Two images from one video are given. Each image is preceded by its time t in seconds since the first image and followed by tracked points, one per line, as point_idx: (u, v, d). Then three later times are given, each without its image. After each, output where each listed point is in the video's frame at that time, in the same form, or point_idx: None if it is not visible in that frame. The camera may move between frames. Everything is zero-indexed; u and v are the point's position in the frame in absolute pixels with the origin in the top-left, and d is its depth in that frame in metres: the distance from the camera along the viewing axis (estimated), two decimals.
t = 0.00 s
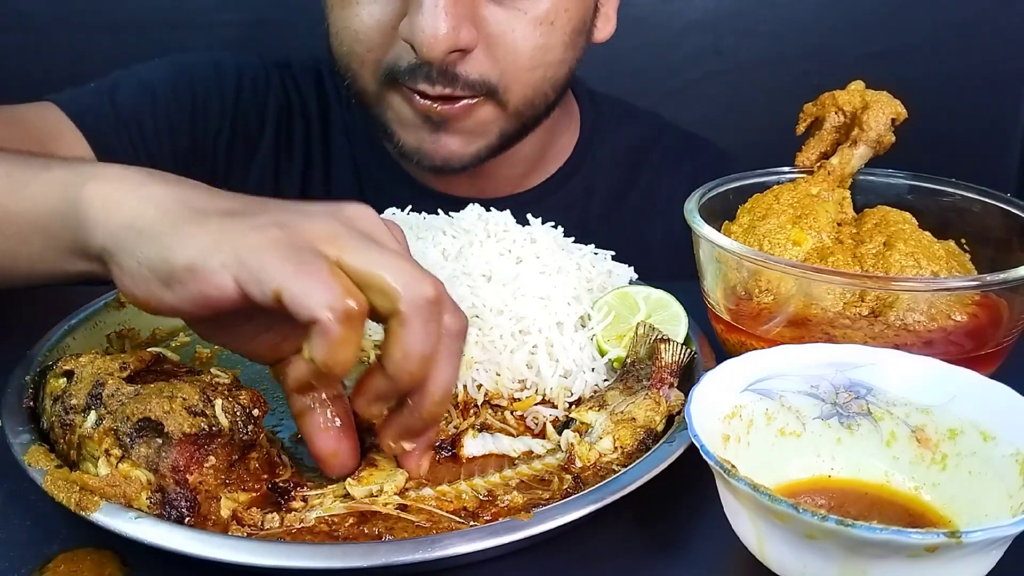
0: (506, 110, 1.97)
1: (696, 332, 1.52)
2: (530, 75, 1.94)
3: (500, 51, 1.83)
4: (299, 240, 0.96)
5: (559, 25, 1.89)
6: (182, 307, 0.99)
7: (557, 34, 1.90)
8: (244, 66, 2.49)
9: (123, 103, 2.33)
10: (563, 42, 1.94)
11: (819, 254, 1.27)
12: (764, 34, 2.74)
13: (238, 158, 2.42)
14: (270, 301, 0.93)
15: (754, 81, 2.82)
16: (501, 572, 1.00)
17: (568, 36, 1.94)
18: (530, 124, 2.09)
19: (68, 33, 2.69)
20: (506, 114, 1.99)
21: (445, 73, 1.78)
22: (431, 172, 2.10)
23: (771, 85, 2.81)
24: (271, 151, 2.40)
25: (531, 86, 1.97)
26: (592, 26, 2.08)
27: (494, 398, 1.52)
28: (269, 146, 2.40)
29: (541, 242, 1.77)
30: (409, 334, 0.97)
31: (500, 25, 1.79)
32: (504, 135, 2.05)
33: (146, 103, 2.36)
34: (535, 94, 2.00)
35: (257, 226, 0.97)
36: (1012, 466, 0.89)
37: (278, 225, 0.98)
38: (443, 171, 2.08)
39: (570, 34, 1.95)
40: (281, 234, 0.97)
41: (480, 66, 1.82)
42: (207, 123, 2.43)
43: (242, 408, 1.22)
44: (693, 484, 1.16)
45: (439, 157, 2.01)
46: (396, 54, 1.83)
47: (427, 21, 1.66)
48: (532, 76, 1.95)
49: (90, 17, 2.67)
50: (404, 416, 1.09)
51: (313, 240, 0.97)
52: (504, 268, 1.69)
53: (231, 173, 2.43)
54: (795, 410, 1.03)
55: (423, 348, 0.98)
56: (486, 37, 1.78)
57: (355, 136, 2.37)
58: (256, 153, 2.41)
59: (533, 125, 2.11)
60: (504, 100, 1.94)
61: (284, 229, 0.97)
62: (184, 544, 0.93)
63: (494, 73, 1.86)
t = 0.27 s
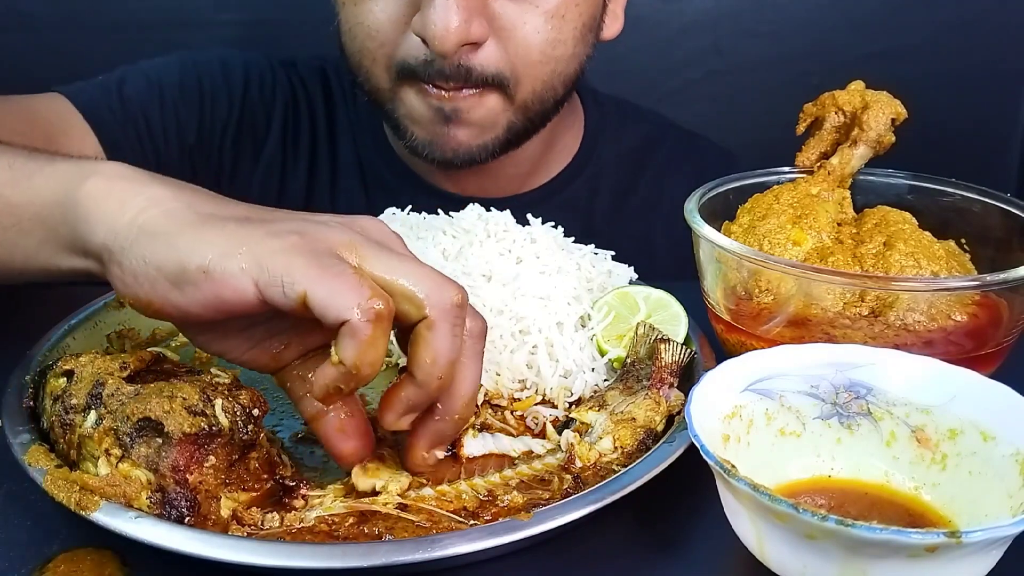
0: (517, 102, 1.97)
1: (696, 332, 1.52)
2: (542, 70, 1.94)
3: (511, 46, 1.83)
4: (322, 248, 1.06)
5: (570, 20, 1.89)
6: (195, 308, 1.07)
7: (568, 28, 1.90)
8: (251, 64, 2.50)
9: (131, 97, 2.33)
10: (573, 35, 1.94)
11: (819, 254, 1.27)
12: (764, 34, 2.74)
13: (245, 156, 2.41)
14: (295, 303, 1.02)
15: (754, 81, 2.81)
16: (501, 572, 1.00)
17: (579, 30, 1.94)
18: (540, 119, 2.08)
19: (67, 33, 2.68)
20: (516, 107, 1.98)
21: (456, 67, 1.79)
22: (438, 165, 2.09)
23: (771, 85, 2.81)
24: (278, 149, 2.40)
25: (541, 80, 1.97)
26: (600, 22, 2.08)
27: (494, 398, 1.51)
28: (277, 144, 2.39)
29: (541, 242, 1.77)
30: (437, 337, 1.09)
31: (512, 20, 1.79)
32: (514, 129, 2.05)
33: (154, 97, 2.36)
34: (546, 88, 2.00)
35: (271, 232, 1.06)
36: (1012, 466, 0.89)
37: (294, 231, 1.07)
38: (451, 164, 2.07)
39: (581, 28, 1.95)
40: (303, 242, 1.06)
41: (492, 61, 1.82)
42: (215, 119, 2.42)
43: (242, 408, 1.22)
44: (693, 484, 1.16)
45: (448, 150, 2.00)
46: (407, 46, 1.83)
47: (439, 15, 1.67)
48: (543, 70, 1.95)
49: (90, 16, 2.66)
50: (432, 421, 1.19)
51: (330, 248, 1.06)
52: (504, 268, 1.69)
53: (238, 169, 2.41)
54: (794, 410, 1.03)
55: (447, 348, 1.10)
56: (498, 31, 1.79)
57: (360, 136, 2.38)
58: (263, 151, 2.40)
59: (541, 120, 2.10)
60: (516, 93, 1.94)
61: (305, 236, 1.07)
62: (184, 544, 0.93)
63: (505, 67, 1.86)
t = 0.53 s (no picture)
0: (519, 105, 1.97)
1: (696, 332, 1.52)
2: (547, 71, 1.94)
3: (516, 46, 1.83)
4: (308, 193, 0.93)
5: (576, 20, 1.89)
6: (167, 263, 0.95)
7: (573, 28, 1.90)
8: (248, 64, 2.49)
9: (128, 104, 2.34)
10: (577, 38, 1.94)
11: (819, 254, 1.27)
12: (764, 34, 2.74)
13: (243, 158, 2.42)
14: (264, 247, 0.88)
15: (754, 81, 2.81)
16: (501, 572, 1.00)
17: (582, 32, 1.94)
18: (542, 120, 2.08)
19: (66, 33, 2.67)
20: (518, 111, 1.99)
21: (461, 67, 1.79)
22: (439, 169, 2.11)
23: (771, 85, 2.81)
24: (277, 150, 2.40)
25: (545, 82, 1.97)
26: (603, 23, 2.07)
27: (494, 398, 1.52)
28: (275, 144, 2.40)
29: (541, 242, 1.78)
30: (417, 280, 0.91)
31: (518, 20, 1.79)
32: (516, 131, 2.05)
33: (151, 103, 2.37)
34: (549, 89, 2.00)
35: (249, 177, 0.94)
36: (1012, 466, 0.89)
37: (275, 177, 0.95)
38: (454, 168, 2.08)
39: (584, 30, 1.95)
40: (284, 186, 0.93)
41: (497, 63, 1.82)
42: (212, 122, 2.43)
43: (242, 408, 1.22)
44: (692, 484, 1.16)
45: (451, 155, 2.02)
46: (410, 48, 1.83)
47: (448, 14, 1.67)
48: (546, 72, 1.94)
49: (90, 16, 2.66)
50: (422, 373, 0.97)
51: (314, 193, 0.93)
52: (504, 267, 1.69)
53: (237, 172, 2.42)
54: (795, 410, 1.03)
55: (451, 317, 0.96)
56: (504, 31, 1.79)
57: (360, 135, 2.38)
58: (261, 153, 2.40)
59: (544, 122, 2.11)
60: (518, 94, 1.94)
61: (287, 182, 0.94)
62: (184, 544, 0.93)
63: (509, 69, 1.86)
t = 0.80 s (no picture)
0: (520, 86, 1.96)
1: (696, 332, 1.52)
2: (548, 52, 1.94)
3: (517, 26, 1.83)
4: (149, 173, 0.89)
5: (577, 4, 1.92)
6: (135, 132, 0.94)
7: (573, 12, 1.92)
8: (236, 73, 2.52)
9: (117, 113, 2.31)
10: (577, 22, 1.96)
11: (819, 254, 1.27)
12: (764, 34, 2.74)
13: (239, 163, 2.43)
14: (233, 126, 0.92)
15: (754, 81, 2.81)
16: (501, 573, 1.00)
17: (583, 17, 1.97)
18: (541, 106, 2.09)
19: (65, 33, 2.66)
20: (519, 91, 1.98)
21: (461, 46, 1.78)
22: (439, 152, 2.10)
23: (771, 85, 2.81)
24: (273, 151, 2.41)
25: (546, 63, 1.97)
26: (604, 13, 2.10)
27: (494, 398, 1.52)
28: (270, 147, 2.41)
29: (541, 242, 1.78)
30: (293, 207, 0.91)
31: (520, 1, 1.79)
32: (517, 114, 2.04)
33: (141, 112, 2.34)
34: (550, 72, 2.01)
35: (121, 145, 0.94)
36: (1012, 466, 0.89)
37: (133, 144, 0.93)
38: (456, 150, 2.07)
39: (585, 16, 1.98)
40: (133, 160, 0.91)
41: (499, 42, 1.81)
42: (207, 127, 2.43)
43: (242, 408, 1.22)
44: (692, 485, 1.16)
45: (450, 135, 2.01)
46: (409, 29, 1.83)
47: None
48: (547, 54, 1.95)
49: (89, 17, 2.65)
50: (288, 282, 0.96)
51: (151, 165, 0.89)
52: (504, 267, 1.69)
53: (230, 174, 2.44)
54: (794, 410, 1.03)
55: (330, 262, 0.98)
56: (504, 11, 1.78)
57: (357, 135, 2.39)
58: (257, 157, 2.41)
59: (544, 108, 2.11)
60: (519, 74, 1.93)
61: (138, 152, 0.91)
62: (184, 544, 0.93)
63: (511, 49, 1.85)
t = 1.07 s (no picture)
0: (504, 89, 1.94)
1: (696, 332, 1.52)
2: (533, 56, 1.92)
3: (499, 31, 1.81)
4: (146, 211, 1.06)
5: (560, 9, 1.89)
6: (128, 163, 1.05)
7: (558, 16, 1.90)
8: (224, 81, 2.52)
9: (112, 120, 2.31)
10: (564, 26, 1.94)
11: (819, 254, 1.27)
12: (764, 34, 2.74)
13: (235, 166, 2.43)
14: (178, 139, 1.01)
15: (754, 81, 2.81)
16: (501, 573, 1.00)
17: (570, 20, 1.95)
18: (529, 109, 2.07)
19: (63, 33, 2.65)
20: (506, 96, 1.97)
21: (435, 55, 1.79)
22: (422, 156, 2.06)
23: (771, 85, 2.81)
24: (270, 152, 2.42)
25: (532, 68, 1.95)
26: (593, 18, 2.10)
27: (494, 398, 1.51)
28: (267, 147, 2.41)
29: (541, 242, 1.77)
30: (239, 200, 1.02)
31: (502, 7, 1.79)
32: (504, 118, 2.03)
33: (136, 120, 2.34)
34: (536, 77, 1.99)
35: (105, 180, 1.08)
36: (1012, 466, 0.89)
37: (113, 182, 1.06)
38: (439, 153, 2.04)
39: (573, 19, 1.96)
40: (123, 197, 1.06)
41: (475, 48, 1.80)
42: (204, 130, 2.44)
43: (243, 408, 1.21)
44: (692, 485, 1.16)
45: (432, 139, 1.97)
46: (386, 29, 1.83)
47: None
48: (533, 57, 1.93)
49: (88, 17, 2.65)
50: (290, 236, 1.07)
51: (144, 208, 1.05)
52: (504, 267, 1.69)
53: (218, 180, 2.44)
54: (795, 410, 1.03)
55: (310, 228, 1.05)
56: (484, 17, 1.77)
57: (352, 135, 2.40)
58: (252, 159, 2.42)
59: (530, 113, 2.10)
60: (503, 77, 1.91)
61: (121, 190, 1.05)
62: (185, 544, 0.93)
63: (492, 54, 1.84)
